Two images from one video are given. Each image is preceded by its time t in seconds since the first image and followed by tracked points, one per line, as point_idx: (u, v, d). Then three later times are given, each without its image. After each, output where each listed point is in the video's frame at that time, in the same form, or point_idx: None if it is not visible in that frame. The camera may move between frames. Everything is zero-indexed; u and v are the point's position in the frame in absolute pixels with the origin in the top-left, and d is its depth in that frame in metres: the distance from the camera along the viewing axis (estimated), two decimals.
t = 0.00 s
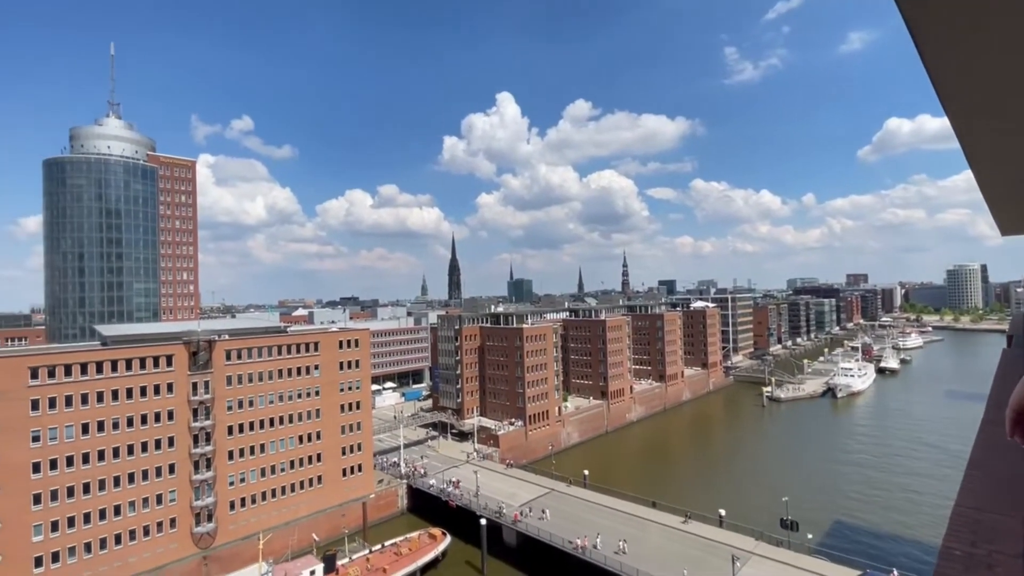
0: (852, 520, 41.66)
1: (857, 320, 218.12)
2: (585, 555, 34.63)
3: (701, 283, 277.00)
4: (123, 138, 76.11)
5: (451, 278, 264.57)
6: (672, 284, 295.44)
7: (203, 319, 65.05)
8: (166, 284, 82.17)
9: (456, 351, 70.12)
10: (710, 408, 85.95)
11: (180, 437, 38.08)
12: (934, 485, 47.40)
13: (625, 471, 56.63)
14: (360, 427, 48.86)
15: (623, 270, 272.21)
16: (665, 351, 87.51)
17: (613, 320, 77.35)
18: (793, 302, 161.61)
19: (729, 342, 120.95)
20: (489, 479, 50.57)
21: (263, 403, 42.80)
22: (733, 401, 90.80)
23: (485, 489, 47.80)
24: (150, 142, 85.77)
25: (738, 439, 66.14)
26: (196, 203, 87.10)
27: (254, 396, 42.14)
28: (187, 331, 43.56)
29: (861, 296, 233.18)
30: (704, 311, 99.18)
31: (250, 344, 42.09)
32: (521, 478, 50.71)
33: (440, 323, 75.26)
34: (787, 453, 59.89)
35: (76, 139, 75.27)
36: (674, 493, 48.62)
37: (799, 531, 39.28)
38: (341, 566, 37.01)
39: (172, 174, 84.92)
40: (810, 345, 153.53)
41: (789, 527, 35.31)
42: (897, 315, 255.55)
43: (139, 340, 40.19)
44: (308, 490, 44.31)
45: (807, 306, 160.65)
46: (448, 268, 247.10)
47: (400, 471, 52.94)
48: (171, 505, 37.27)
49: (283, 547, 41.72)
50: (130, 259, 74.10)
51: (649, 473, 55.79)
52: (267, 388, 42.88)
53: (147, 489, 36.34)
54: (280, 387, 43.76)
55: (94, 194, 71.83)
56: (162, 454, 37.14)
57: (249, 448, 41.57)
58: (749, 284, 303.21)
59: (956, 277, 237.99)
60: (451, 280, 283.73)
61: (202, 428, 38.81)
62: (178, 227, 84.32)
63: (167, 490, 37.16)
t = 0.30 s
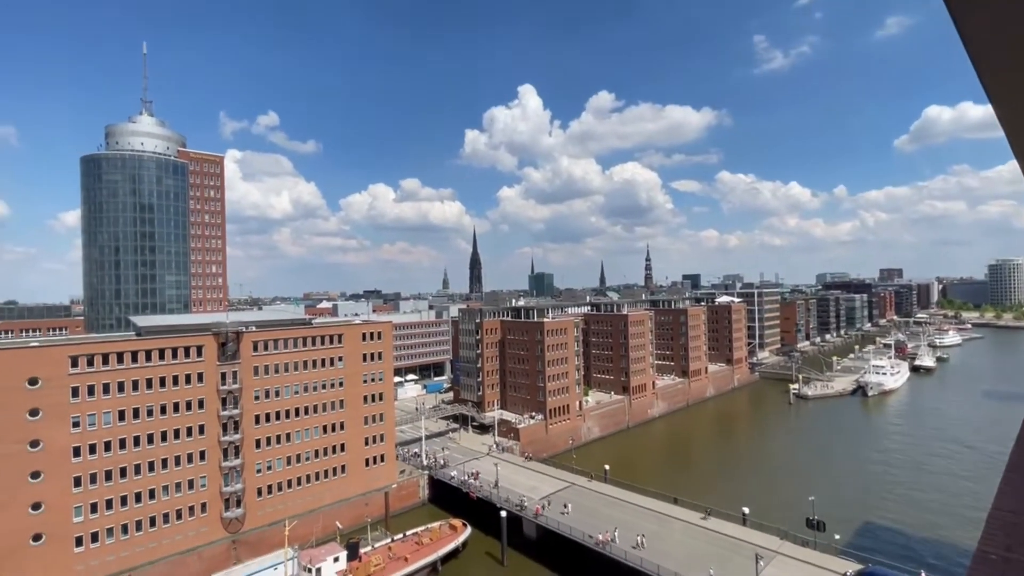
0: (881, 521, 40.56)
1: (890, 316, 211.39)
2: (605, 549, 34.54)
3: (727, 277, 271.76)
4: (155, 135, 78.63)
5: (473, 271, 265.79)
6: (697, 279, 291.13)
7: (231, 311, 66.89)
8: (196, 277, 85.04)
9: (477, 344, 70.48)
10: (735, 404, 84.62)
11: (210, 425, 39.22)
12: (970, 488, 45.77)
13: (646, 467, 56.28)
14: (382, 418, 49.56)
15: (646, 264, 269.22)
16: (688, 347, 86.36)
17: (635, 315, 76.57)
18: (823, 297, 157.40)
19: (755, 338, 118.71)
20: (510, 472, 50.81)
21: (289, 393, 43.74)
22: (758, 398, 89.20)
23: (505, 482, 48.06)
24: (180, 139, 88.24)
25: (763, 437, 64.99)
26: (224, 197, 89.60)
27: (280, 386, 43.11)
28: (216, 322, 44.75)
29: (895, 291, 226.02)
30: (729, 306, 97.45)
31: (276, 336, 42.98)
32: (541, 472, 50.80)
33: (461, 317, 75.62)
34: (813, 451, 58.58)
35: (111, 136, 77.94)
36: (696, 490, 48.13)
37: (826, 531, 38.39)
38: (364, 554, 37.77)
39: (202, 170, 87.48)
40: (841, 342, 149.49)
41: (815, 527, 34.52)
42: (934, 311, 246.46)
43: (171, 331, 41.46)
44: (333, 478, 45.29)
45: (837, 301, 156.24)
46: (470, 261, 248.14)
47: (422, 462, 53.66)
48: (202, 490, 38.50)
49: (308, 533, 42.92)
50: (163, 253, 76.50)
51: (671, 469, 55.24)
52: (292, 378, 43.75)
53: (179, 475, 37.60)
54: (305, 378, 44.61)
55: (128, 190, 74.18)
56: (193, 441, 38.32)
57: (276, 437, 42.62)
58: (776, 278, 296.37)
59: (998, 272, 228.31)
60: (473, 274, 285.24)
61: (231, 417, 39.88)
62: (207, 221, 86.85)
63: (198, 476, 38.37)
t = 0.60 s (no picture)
0: (912, 521, 39.49)
1: (927, 310, 204.03)
2: (625, 541, 34.50)
3: (754, 269, 265.81)
4: (187, 128, 80.31)
5: (495, 262, 266.31)
6: (723, 270, 285.59)
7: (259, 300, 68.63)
8: (226, 267, 87.53)
9: (499, 334, 70.72)
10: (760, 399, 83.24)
11: (239, 410, 40.39)
12: (1008, 489, 44.14)
13: (667, 460, 55.94)
14: (405, 406, 50.27)
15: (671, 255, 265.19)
16: (712, 340, 85.05)
17: (659, 307, 75.63)
18: (856, 290, 152.68)
19: (782, 331, 116.21)
20: (530, 462, 51.09)
21: (315, 380, 44.68)
22: (784, 393, 87.53)
23: (525, 471, 48.38)
24: (210, 131, 90.25)
25: (788, 432, 63.83)
26: (252, 188, 91.58)
27: (306, 373, 44.06)
28: (245, 311, 45.89)
29: (932, 284, 217.73)
30: (756, 298, 95.47)
31: (302, 324, 43.84)
32: (562, 462, 50.96)
33: (482, 307, 75.81)
34: (841, 448, 57.25)
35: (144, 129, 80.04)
36: (718, 484, 47.66)
37: (853, 530, 37.59)
38: (387, 539, 38.58)
39: (231, 161, 89.54)
40: (874, 336, 145.10)
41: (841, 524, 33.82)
42: (973, 306, 236.99)
43: (202, 318, 42.73)
44: (357, 464, 46.30)
45: (869, 294, 151.57)
46: (492, 252, 248.61)
47: (443, 450, 54.41)
48: (232, 473, 39.79)
49: (333, 517, 44.10)
50: (194, 242, 78.69)
51: (693, 462, 54.81)
52: (318, 366, 44.65)
53: (210, 457, 38.91)
54: (330, 366, 45.49)
55: (161, 181, 76.20)
56: (223, 425, 39.53)
57: (302, 423, 43.67)
58: (806, 270, 288.81)
59: None
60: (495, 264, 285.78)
61: (259, 403, 40.96)
62: (236, 212, 89.08)
63: (228, 459, 39.65)
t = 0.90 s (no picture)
0: (941, 517, 38.51)
1: (963, 302, 196.67)
2: (644, 529, 34.50)
3: (781, 258, 259.62)
4: (214, 116, 81.65)
5: (515, 250, 265.93)
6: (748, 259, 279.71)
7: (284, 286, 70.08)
8: (252, 253, 89.55)
9: (519, 322, 70.78)
10: (784, 390, 81.87)
11: (266, 393, 41.47)
12: None
13: (687, 450, 55.62)
14: (426, 392, 50.91)
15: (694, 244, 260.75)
16: (736, 330, 83.70)
17: (681, 296, 74.58)
18: (888, 281, 147.92)
19: (809, 322, 113.62)
20: (550, 449, 51.38)
21: (338, 365, 45.52)
22: (810, 384, 85.86)
23: (545, 458, 48.70)
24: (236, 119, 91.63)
25: (813, 424, 62.71)
26: (277, 176, 93.02)
27: (330, 358, 44.89)
28: (271, 296, 46.85)
29: (970, 275, 209.56)
30: (782, 288, 93.36)
31: (326, 310, 44.56)
32: (581, 450, 51.11)
33: (503, 294, 75.81)
34: (868, 441, 56.01)
35: (172, 118, 81.74)
36: (739, 476, 47.24)
37: (879, 525, 36.87)
38: (408, 520, 39.39)
39: (256, 150, 91.05)
40: (906, 328, 140.72)
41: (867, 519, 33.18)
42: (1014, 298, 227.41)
43: (230, 303, 43.80)
44: (379, 448, 47.26)
45: (903, 285, 146.73)
46: (513, 240, 248.25)
47: (464, 436, 55.10)
48: (260, 453, 41.01)
49: (356, 498, 45.25)
50: (222, 230, 80.43)
51: (714, 453, 54.38)
52: (341, 351, 45.44)
53: (239, 438, 40.14)
54: (353, 352, 46.24)
55: (190, 170, 77.86)
56: (251, 407, 40.67)
57: (326, 406, 44.64)
58: (835, 259, 280.85)
59: None
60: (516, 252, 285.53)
61: (285, 386, 41.94)
62: (261, 199, 90.74)
63: (255, 440, 40.84)
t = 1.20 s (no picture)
0: (966, 510, 37.79)
1: (997, 291, 189.89)
2: (660, 514, 34.62)
3: (806, 243, 253.53)
4: (235, 102, 82.38)
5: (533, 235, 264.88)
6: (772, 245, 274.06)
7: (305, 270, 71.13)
8: (274, 237, 91.02)
9: (536, 307, 70.73)
10: (806, 378, 80.68)
11: (289, 374, 42.40)
12: None
13: (705, 437, 55.42)
14: (443, 375, 51.47)
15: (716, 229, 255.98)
16: (757, 317, 82.39)
17: (701, 282, 73.50)
18: (919, 268, 143.44)
19: (834, 309, 111.21)
20: (566, 433, 51.70)
21: (358, 347, 46.17)
22: (832, 373, 84.41)
23: (561, 442, 49.13)
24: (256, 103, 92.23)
25: (834, 413, 61.79)
26: (297, 160, 93.85)
27: (350, 341, 45.55)
28: (292, 280, 47.56)
29: (1007, 262, 201.73)
30: (806, 275, 91.34)
31: (345, 294, 45.05)
32: (597, 434, 51.33)
33: (520, 279, 75.71)
34: (890, 432, 55.00)
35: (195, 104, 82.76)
36: (757, 463, 46.97)
37: (900, 515, 36.38)
38: (426, 500, 40.27)
39: (277, 134, 91.90)
40: (936, 317, 136.72)
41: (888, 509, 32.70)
42: None
43: (253, 287, 44.64)
44: (398, 429, 48.17)
45: (934, 273, 142.15)
46: (531, 224, 247.02)
47: (481, 419, 55.78)
48: (283, 433, 42.12)
49: (375, 477, 46.35)
50: (244, 214, 81.66)
51: (732, 440, 54.10)
52: (361, 334, 46.05)
53: (262, 417, 41.24)
54: (372, 335, 46.83)
55: (212, 155, 78.93)
56: (274, 387, 41.67)
57: (347, 388, 45.49)
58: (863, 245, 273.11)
59: None
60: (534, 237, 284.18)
61: (307, 367, 42.76)
62: (282, 184, 91.78)
63: (278, 420, 41.91)
